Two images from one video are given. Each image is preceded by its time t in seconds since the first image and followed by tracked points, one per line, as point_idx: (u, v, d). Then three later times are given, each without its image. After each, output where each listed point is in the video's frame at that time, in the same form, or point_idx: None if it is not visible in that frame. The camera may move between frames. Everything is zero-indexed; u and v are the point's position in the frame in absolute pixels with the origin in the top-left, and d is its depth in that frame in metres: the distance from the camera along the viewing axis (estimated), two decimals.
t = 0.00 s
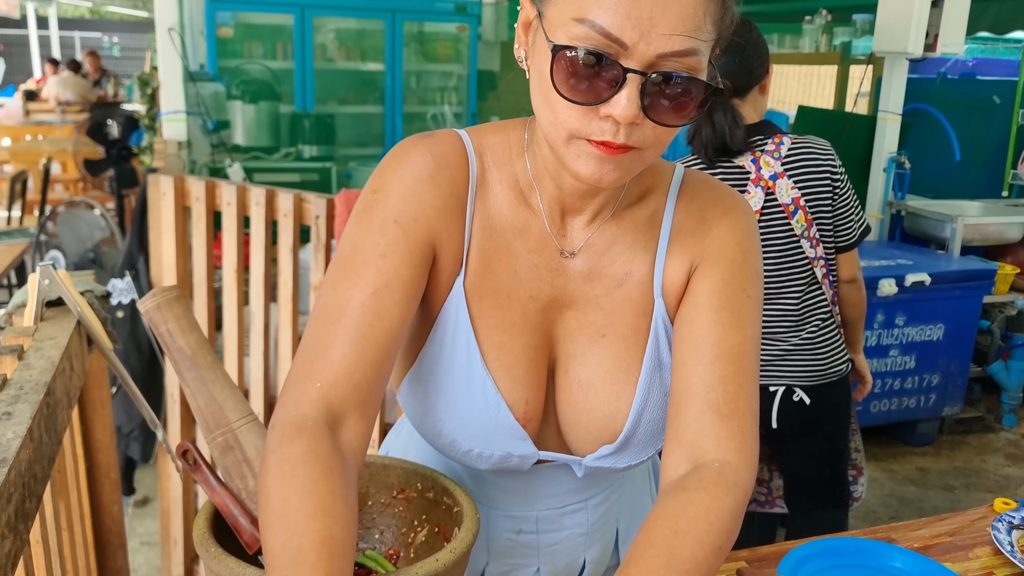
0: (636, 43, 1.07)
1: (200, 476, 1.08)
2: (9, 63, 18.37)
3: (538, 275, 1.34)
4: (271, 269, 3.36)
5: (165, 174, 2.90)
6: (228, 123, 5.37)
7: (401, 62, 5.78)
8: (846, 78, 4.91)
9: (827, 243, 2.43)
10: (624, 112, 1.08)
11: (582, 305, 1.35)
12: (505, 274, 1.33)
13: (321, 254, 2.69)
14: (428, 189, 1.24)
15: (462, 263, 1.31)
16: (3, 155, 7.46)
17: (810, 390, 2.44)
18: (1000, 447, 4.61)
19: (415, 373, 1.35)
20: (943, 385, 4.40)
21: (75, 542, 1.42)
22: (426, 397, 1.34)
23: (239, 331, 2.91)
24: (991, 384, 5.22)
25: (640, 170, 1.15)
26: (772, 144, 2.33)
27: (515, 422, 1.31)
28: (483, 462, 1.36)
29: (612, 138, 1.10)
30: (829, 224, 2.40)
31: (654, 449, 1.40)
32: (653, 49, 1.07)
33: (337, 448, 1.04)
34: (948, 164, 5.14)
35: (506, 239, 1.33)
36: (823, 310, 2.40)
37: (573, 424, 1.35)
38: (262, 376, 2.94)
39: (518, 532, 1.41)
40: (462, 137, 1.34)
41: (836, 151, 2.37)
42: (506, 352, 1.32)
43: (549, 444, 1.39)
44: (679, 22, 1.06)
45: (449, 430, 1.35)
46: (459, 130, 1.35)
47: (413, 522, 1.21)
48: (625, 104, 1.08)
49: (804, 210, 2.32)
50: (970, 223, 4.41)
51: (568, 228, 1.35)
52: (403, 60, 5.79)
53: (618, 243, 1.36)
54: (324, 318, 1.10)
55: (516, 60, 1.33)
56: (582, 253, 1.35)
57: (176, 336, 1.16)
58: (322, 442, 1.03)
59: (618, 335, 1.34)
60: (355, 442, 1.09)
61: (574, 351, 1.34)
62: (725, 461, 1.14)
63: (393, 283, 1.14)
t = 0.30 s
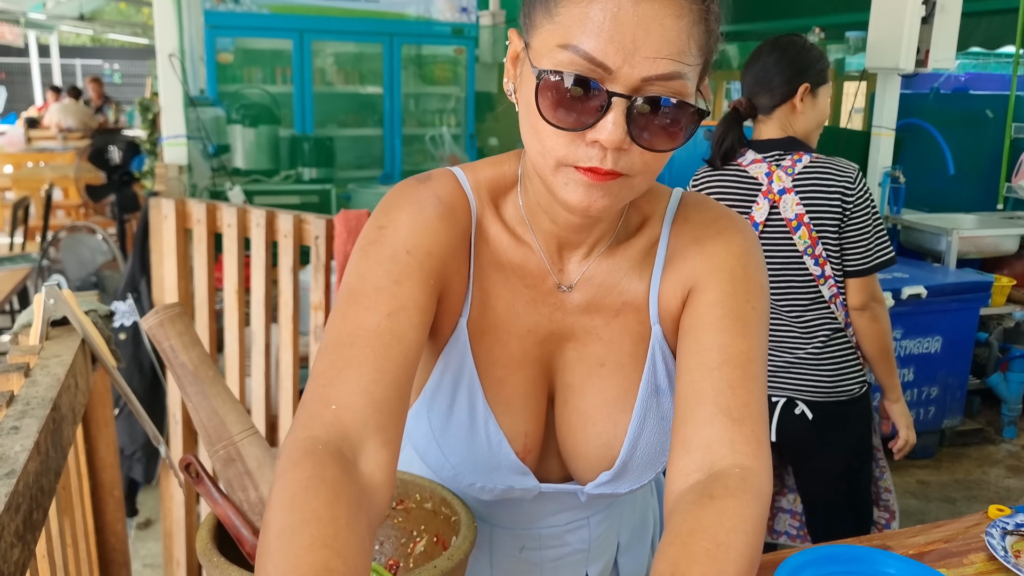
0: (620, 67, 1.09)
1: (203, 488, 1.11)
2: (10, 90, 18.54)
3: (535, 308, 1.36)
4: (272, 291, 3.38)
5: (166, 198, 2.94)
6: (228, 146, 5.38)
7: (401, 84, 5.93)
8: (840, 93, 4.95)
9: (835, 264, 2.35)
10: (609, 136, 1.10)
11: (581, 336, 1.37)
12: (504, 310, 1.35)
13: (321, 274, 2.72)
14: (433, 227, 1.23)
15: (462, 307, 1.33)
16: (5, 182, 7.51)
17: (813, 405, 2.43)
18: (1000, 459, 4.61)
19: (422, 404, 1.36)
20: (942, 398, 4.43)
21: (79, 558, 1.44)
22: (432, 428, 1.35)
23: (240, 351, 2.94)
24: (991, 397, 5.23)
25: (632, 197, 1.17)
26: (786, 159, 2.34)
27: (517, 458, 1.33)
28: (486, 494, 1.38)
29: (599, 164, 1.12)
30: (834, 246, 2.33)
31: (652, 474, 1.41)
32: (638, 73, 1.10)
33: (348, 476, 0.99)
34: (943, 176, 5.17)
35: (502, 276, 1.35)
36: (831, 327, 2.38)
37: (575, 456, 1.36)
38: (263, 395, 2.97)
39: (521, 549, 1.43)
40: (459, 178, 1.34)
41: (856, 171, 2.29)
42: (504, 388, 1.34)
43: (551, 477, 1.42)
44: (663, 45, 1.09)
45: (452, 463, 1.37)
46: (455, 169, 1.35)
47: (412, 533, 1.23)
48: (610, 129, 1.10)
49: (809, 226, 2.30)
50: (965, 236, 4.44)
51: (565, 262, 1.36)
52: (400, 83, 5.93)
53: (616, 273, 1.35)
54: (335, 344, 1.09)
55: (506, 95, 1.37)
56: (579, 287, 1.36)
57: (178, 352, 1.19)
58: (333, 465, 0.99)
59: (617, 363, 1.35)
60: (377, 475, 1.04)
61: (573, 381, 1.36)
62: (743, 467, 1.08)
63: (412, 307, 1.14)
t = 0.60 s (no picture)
0: (610, 102, 1.10)
1: (198, 500, 1.12)
2: (11, 115, 18.71)
3: (535, 345, 1.38)
4: (270, 315, 3.39)
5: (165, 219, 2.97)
6: (228, 169, 5.44)
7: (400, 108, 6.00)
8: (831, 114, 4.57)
9: (870, 297, 2.31)
10: (602, 173, 1.11)
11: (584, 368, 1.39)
12: (510, 351, 1.37)
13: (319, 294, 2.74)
14: (441, 275, 1.21)
15: (473, 351, 1.30)
16: (5, 207, 7.56)
17: (853, 424, 2.43)
18: (999, 476, 4.61)
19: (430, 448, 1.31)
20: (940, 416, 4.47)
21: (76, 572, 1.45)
22: (441, 470, 1.31)
23: (237, 370, 2.96)
24: (988, 415, 5.25)
25: (627, 238, 1.18)
26: (839, 189, 2.36)
27: (528, 498, 1.32)
28: (497, 531, 1.37)
29: (592, 203, 1.13)
30: (868, 278, 2.29)
31: (657, 499, 1.42)
32: (628, 107, 1.11)
33: (359, 526, 0.95)
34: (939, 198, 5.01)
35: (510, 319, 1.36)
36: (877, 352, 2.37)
37: (579, 485, 1.38)
38: (260, 414, 2.98)
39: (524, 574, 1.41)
40: (458, 225, 1.32)
41: (910, 211, 2.21)
42: (511, 425, 1.35)
43: (557, 508, 1.43)
44: (653, 79, 1.10)
45: (462, 505, 1.35)
46: (452, 216, 1.34)
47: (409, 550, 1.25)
48: (603, 165, 1.11)
49: (844, 259, 2.32)
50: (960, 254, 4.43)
51: (568, 299, 1.38)
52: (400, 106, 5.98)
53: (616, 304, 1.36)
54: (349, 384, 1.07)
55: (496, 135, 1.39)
56: (581, 322, 1.37)
57: (175, 365, 1.23)
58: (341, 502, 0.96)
59: (619, 394, 1.37)
60: (394, 524, 1.00)
61: (576, 414, 1.38)
62: (750, 485, 1.08)
63: (401, 350, 1.09)
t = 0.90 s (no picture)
0: (619, 103, 1.11)
1: (196, 491, 1.13)
2: (13, 122, 18.80)
3: (533, 336, 1.38)
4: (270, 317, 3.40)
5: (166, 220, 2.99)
6: (228, 172, 5.40)
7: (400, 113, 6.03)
8: (831, 117, 4.65)
9: (914, 294, 2.34)
10: (608, 171, 1.12)
11: (578, 359, 1.39)
12: (503, 339, 1.37)
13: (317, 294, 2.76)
14: (425, 265, 1.25)
15: (461, 333, 1.34)
16: (8, 211, 7.59)
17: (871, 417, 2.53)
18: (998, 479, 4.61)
19: (422, 439, 1.34)
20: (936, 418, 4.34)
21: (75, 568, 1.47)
22: (433, 460, 1.35)
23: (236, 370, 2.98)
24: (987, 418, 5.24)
25: (630, 230, 1.19)
26: (897, 188, 2.38)
27: (520, 484, 1.35)
28: (491, 520, 1.38)
29: (598, 199, 1.15)
30: (914, 276, 2.31)
31: (650, 491, 1.43)
32: (636, 108, 1.11)
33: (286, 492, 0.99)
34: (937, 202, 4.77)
35: (501, 307, 1.37)
36: (911, 351, 2.41)
37: (572, 475, 1.38)
38: (259, 415, 2.99)
39: (517, 568, 1.43)
40: (454, 211, 1.36)
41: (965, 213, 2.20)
42: (506, 417, 1.35)
43: (551, 500, 1.44)
44: (660, 82, 1.11)
45: (456, 494, 1.37)
46: (449, 202, 1.38)
47: (402, 539, 1.25)
48: (609, 163, 1.12)
49: (891, 256, 2.35)
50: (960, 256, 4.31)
51: (564, 289, 1.38)
52: (400, 111, 6.03)
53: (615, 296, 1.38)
54: (312, 377, 1.10)
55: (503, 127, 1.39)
56: (578, 313, 1.38)
57: (174, 358, 1.26)
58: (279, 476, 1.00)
59: (615, 388, 1.37)
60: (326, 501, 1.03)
61: (570, 406, 1.38)
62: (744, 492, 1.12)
63: (380, 346, 1.14)
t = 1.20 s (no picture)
0: (625, 78, 1.13)
1: (198, 484, 1.14)
2: (16, 125, 18.83)
3: (531, 307, 1.40)
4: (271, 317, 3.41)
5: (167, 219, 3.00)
6: (230, 175, 5.44)
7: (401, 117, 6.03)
8: (832, 122, 4.70)
9: (972, 298, 2.36)
10: (614, 142, 1.13)
11: (575, 336, 1.41)
12: (498, 306, 1.39)
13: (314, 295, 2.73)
14: (418, 229, 1.30)
15: (453, 298, 1.37)
16: (10, 213, 7.61)
17: (921, 416, 2.59)
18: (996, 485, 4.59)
19: (413, 401, 1.36)
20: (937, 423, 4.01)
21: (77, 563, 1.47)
22: (423, 420, 1.36)
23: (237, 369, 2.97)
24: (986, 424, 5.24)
25: (630, 204, 1.20)
26: (958, 195, 2.40)
27: (508, 447, 1.35)
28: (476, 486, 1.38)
29: (603, 169, 1.16)
30: (971, 279, 2.34)
31: (638, 472, 1.44)
32: (641, 84, 1.13)
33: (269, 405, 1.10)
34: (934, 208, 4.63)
35: (499, 277, 1.39)
36: (964, 355, 2.43)
37: (561, 449, 1.38)
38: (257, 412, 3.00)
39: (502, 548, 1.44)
40: (460, 178, 1.40)
41: None
42: (498, 381, 1.36)
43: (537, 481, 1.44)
44: (664, 59, 1.14)
45: (445, 455, 1.36)
46: (457, 172, 1.41)
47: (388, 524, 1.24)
48: (614, 135, 1.13)
49: (950, 260, 2.39)
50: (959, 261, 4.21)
51: (561, 264, 1.40)
52: (401, 115, 6.03)
53: (612, 276, 1.41)
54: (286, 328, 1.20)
55: (513, 106, 1.42)
56: (575, 287, 1.40)
57: (177, 352, 1.26)
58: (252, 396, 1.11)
59: (609, 365, 1.39)
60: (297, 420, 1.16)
61: (564, 379, 1.39)
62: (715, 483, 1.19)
63: (358, 310, 1.22)
